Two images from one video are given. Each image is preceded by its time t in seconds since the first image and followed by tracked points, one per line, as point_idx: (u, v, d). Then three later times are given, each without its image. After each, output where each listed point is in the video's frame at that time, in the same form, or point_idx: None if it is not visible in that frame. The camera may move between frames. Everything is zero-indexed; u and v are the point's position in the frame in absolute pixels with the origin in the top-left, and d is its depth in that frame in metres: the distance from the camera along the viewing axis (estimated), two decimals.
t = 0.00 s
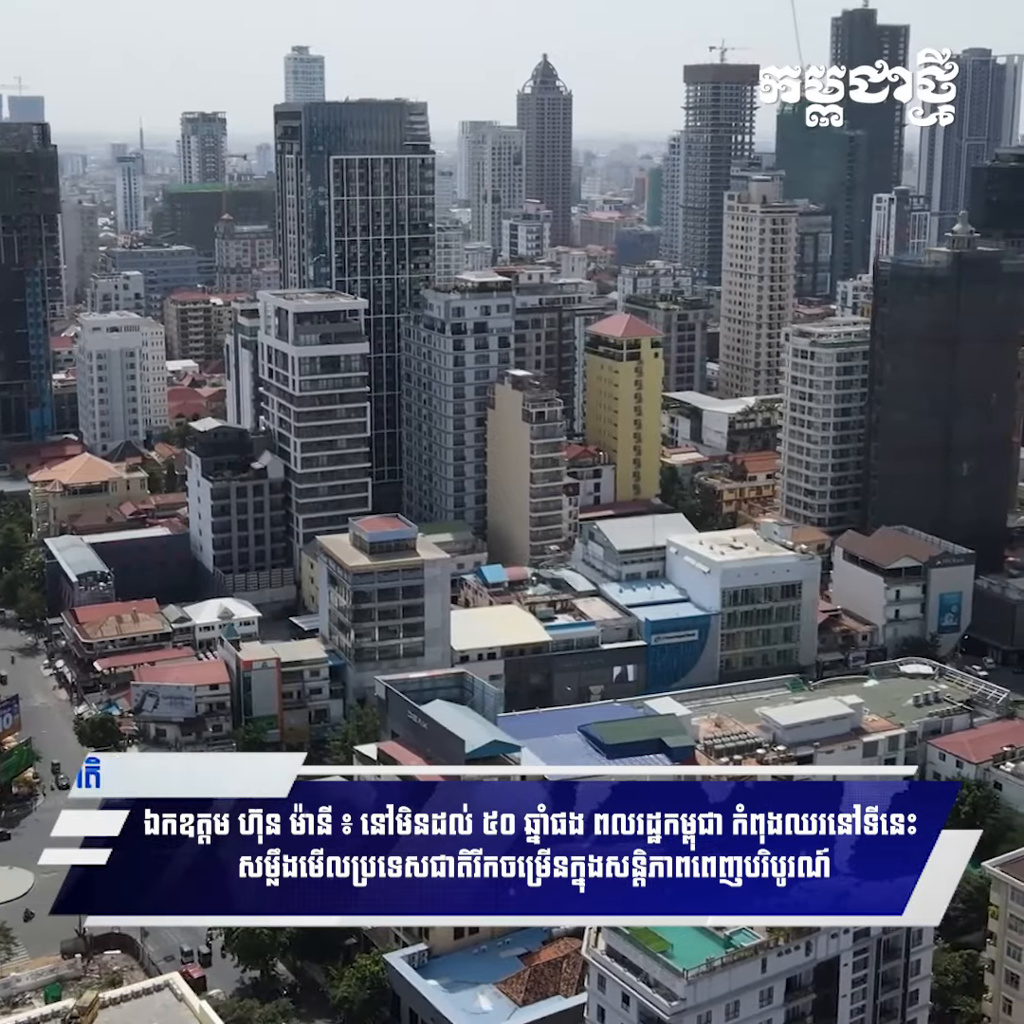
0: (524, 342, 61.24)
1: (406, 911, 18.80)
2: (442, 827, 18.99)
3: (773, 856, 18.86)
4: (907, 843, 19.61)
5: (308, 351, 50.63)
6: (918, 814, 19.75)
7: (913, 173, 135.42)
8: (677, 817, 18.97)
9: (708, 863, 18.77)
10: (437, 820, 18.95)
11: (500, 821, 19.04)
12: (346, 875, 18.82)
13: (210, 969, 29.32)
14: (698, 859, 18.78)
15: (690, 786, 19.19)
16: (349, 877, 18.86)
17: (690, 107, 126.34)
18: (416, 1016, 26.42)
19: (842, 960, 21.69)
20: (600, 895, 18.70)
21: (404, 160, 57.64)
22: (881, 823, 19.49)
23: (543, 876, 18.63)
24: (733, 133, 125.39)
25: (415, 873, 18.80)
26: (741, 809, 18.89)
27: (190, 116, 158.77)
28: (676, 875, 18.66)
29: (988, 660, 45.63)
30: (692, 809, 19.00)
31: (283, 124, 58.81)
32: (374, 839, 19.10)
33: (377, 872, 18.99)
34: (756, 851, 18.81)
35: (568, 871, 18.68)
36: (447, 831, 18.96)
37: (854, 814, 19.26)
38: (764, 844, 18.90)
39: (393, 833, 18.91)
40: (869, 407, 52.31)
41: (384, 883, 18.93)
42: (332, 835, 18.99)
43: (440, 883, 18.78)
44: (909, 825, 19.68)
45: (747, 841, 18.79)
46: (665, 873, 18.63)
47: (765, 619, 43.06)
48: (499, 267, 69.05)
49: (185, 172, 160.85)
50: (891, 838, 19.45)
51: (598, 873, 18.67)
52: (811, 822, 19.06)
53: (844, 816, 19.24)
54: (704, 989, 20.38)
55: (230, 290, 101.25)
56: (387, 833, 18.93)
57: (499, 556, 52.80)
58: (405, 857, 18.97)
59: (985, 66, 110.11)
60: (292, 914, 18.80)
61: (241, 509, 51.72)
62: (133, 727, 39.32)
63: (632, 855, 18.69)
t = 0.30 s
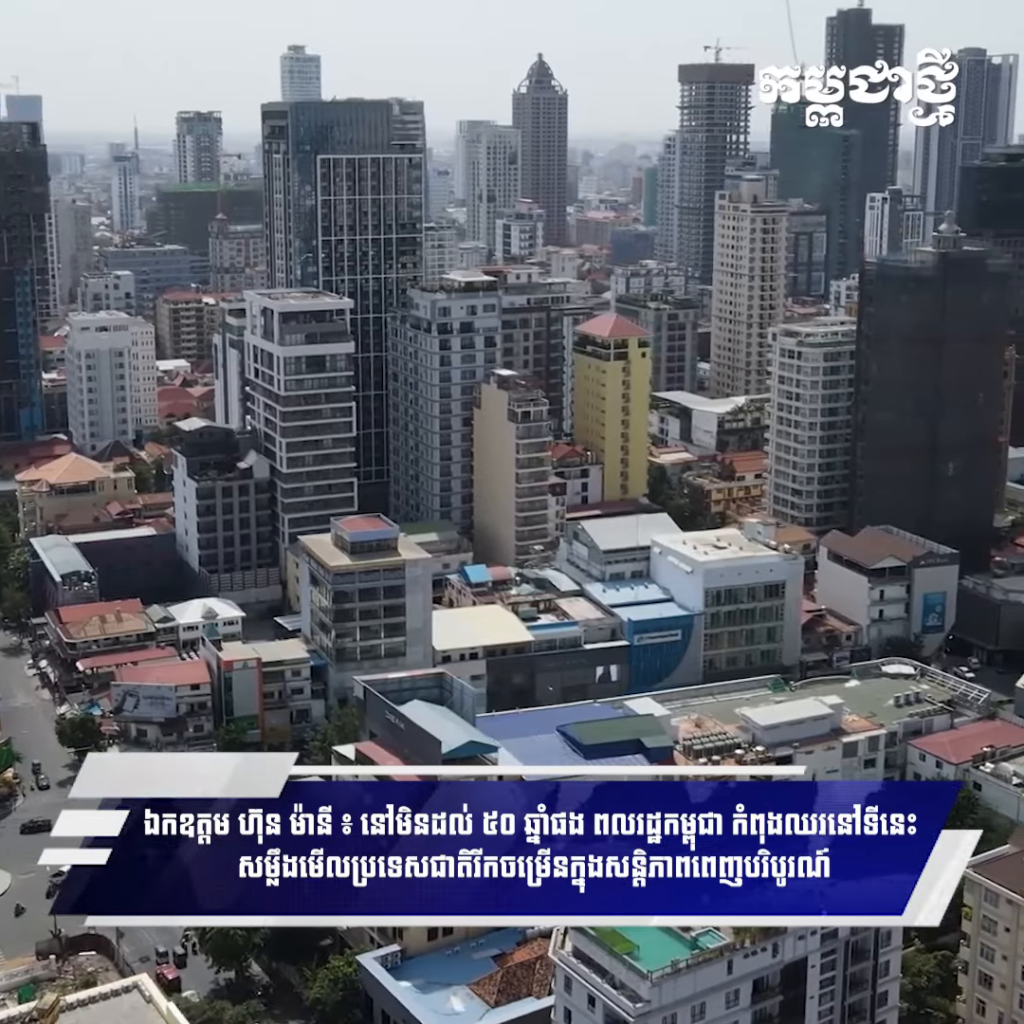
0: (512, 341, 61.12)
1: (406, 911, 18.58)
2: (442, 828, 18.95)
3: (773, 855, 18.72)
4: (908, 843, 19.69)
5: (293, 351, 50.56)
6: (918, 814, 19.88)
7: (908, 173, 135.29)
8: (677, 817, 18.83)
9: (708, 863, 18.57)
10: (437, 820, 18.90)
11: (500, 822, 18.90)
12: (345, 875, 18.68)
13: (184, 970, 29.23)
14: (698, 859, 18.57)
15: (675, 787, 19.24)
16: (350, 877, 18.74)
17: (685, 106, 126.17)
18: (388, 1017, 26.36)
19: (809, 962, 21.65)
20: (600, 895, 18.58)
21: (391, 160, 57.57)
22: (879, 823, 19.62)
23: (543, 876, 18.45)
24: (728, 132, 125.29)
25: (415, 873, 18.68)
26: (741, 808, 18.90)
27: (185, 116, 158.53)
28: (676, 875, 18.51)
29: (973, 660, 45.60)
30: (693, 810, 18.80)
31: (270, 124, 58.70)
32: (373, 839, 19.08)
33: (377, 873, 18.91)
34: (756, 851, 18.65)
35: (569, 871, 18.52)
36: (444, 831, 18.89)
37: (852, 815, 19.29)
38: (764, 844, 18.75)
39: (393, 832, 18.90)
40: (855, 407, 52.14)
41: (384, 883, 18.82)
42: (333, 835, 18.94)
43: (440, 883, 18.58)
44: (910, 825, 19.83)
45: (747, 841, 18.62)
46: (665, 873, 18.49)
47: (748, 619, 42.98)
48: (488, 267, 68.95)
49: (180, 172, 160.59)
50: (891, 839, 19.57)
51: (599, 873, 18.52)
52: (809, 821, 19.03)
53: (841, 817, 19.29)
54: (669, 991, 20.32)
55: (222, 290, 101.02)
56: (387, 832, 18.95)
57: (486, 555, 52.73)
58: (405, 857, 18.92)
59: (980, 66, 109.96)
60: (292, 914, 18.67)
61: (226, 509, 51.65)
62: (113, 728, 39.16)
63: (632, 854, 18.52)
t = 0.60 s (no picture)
0: (500, 341, 61.00)
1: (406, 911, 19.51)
2: (441, 828, 19.83)
3: (772, 856, 19.36)
4: (909, 842, 20.13)
5: (279, 351, 50.47)
6: (918, 815, 20.42)
7: (903, 173, 135.16)
8: (678, 818, 19.41)
9: (708, 863, 19.21)
10: (436, 820, 19.84)
11: (500, 823, 19.72)
12: (345, 875, 19.47)
13: (160, 972, 29.16)
14: (698, 859, 19.18)
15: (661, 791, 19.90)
16: (350, 877, 19.52)
17: (679, 105, 126.10)
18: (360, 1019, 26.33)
19: (777, 964, 21.57)
20: (599, 895, 19.21)
21: (379, 159, 57.49)
22: (880, 822, 20.12)
23: (543, 876, 19.14)
24: (722, 131, 125.13)
25: (415, 874, 19.50)
26: (739, 811, 19.68)
27: (181, 115, 158.33)
28: (676, 874, 19.11)
29: (958, 661, 45.57)
30: (695, 810, 19.44)
31: (257, 122, 58.55)
32: (374, 839, 19.89)
33: (377, 873, 19.68)
34: (756, 851, 19.30)
35: (569, 871, 19.13)
36: (446, 831, 19.70)
37: (852, 817, 19.82)
38: (764, 844, 19.41)
39: (393, 833, 19.93)
40: (841, 407, 51.76)
41: (384, 884, 19.59)
42: (333, 835, 19.65)
43: (441, 883, 19.39)
44: (910, 826, 20.31)
45: (746, 842, 19.29)
46: (664, 872, 19.08)
47: (732, 619, 42.91)
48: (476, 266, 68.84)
49: (176, 171, 160.40)
50: (892, 838, 19.98)
51: (599, 873, 19.11)
52: (808, 824, 19.58)
53: (842, 820, 19.77)
54: (634, 994, 20.25)
55: (214, 290, 100.83)
56: (387, 834, 19.95)
57: (472, 555, 52.65)
58: (405, 858, 19.69)
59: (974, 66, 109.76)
60: (294, 912, 19.51)
61: (212, 509, 51.56)
62: (94, 727, 39.16)
63: (632, 855, 19.10)
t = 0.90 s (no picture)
0: (488, 341, 60.87)
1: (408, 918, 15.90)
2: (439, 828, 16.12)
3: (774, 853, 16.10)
4: (906, 842, 16.58)
5: (264, 351, 50.38)
6: (916, 812, 16.89)
7: (898, 173, 135.07)
8: (676, 816, 16.22)
9: (707, 863, 16.01)
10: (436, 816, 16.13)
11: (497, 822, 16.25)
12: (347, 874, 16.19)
13: (134, 974, 29.09)
14: (698, 860, 16.01)
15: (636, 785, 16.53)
16: (351, 876, 16.20)
17: (674, 105, 126.09)
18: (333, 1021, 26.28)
19: (745, 967, 21.47)
20: (598, 897, 15.96)
21: (366, 159, 57.37)
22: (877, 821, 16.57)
23: (541, 877, 15.92)
24: (717, 131, 125.04)
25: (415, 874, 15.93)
26: (739, 807, 16.34)
27: (176, 114, 158.17)
28: (675, 876, 15.93)
29: (943, 661, 45.50)
30: (693, 806, 16.26)
31: (245, 121, 58.54)
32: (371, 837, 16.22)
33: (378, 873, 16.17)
34: (756, 850, 16.08)
35: (568, 871, 15.96)
36: (445, 829, 16.05)
37: (851, 813, 16.58)
38: (766, 842, 16.15)
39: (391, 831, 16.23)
40: (828, 407, 51.72)
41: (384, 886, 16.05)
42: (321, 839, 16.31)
43: (440, 884, 15.87)
44: (909, 825, 16.74)
45: (747, 839, 16.06)
46: (665, 873, 15.91)
47: (716, 619, 42.78)
48: (466, 266, 68.75)
49: (171, 170, 160.24)
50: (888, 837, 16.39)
51: (598, 873, 15.96)
52: (812, 819, 16.39)
53: (839, 816, 16.50)
54: (600, 997, 20.18)
55: (207, 290, 100.71)
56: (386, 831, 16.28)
57: (458, 555, 52.57)
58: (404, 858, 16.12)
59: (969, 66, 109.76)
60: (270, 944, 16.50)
61: (197, 509, 51.51)
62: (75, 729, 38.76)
63: (630, 853, 15.96)
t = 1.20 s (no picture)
0: (476, 340, 60.69)
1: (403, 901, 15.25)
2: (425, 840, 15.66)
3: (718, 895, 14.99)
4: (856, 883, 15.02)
5: (250, 351, 50.26)
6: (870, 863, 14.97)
7: (893, 173, 134.97)
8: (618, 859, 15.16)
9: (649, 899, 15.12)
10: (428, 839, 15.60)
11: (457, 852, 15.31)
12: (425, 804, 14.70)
13: (109, 976, 28.98)
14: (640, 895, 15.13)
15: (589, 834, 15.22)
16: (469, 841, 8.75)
17: (669, 104, 125.97)
18: None
19: (714, 970, 21.36)
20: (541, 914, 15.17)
21: (353, 158, 57.25)
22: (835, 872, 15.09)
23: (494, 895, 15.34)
24: (712, 130, 124.86)
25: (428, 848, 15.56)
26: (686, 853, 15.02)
27: (172, 113, 157.93)
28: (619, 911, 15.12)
29: (928, 662, 45.40)
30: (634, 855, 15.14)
31: (232, 121, 58.70)
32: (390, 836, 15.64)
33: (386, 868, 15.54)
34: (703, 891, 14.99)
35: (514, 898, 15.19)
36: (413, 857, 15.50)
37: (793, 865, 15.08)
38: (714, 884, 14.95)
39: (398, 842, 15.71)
40: (815, 407, 51.63)
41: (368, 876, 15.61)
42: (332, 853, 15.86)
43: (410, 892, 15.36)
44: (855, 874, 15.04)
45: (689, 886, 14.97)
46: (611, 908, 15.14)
47: (700, 620, 42.66)
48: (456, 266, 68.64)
49: (167, 169, 160.02)
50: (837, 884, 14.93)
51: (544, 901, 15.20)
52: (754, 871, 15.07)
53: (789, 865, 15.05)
54: (565, 1000, 20.07)
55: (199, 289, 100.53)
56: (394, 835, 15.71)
57: (444, 555, 52.43)
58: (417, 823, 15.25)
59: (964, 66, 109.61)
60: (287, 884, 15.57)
61: (182, 509, 51.40)
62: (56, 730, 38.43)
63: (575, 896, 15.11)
